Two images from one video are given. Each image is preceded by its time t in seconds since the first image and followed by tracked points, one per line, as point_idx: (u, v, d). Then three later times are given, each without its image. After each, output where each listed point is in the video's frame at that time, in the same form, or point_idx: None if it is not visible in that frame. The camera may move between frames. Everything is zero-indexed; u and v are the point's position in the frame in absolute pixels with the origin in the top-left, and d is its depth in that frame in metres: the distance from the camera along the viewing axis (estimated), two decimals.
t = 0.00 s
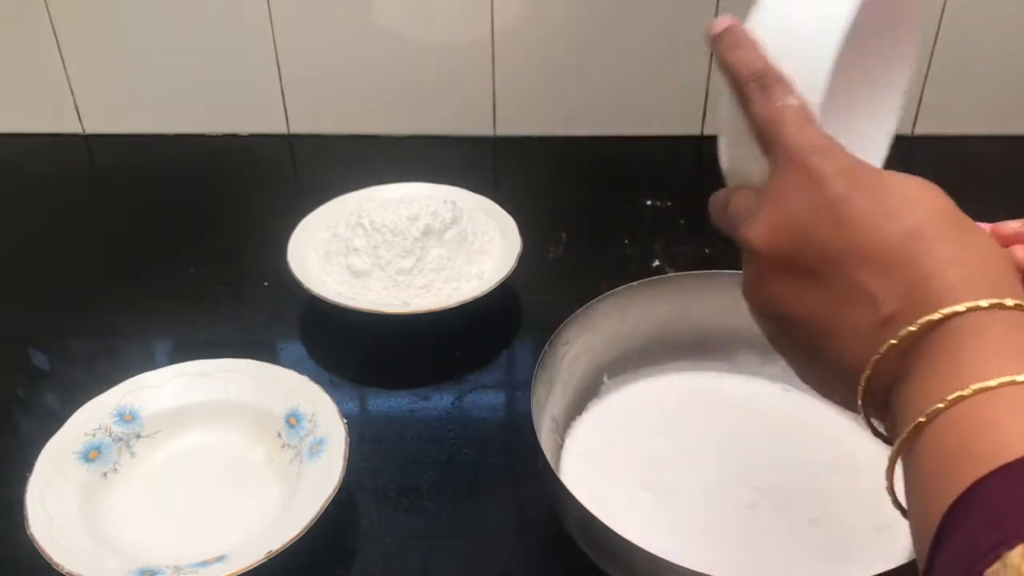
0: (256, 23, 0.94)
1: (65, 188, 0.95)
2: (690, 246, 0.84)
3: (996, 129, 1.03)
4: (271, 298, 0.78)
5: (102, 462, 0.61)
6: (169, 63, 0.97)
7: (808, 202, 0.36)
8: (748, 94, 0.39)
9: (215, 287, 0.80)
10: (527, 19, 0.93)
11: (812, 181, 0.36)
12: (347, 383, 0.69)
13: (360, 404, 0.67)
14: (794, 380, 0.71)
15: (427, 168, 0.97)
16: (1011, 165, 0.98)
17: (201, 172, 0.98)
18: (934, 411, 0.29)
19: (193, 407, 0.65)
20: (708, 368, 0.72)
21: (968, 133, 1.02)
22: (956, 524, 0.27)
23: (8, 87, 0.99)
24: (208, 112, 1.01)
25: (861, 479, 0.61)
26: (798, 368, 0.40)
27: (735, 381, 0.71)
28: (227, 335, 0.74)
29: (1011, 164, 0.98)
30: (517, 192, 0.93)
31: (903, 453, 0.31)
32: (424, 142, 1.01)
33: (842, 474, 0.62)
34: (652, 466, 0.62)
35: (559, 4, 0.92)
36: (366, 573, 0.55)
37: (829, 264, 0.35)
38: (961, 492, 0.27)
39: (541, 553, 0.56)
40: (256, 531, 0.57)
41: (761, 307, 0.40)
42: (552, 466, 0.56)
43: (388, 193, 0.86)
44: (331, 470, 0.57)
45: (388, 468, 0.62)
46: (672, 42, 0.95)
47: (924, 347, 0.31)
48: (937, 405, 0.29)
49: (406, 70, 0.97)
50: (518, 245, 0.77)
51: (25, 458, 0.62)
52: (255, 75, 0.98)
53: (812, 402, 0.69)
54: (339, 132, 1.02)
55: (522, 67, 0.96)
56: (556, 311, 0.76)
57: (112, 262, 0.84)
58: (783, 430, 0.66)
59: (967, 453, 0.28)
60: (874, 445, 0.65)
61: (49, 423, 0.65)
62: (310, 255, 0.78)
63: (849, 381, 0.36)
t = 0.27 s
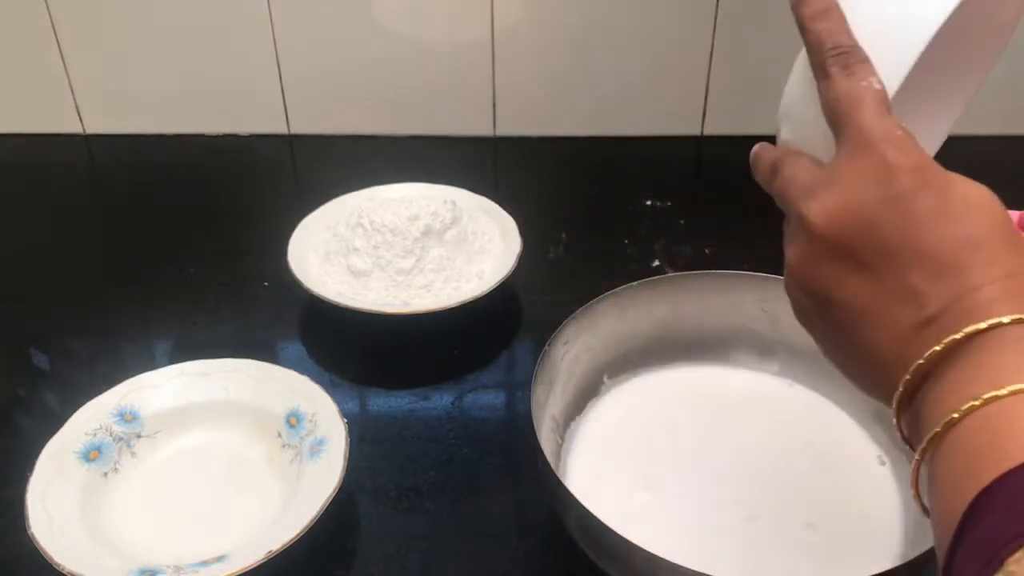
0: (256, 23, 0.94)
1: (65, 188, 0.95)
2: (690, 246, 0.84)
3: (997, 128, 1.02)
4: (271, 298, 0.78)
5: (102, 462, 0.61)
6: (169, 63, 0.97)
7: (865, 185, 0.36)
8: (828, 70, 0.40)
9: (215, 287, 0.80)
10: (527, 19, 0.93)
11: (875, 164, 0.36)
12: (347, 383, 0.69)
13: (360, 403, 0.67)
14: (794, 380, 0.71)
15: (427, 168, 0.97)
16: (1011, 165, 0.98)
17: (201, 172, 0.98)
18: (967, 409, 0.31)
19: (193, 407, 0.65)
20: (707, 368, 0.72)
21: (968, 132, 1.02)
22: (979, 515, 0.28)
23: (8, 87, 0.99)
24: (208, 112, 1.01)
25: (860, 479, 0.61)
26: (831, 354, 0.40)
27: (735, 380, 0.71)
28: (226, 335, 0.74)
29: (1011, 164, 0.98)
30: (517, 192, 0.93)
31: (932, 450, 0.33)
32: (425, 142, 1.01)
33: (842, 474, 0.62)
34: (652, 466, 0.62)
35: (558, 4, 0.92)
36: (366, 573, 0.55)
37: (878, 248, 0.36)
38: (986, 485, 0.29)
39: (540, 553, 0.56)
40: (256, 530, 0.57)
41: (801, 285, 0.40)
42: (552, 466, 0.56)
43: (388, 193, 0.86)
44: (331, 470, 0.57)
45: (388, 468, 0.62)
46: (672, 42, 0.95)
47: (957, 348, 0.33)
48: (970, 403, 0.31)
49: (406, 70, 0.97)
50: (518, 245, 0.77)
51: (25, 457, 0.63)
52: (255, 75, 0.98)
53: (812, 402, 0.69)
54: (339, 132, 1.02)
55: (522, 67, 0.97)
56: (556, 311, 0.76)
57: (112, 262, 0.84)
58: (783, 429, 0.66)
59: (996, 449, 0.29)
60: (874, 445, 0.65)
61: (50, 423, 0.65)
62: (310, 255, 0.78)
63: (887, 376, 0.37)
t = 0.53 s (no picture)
0: (256, 23, 0.94)
1: (66, 189, 0.95)
2: (689, 246, 0.84)
3: (998, 128, 1.02)
4: (271, 298, 0.78)
5: (102, 462, 0.61)
6: (169, 64, 0.97)
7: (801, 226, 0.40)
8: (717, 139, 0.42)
9: (215, 286, 0.80)
10: (527, 19, 0.93)
11: (797, 207, 0.40)
12: (347, 383, 0.69)
13: (360, 403, 0.67)
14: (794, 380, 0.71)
15: (427, 168, 0.97)
16: (1011, 165, 0.98)
17: (201, 172, 0.98)
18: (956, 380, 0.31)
19: (193, 407, 0.65)
20: (707, 368, 0.72)
21: (968, 133, 1.02)
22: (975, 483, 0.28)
23: (8, 87, 0.99)
24: (208, 113, 1.01)
25: (861, 479, 0.61)
26: (842, 365, 0.45)
27: (735, 380, 0.71)
28: (227, 335, 0.74)
29: (1011, 164, 0.98)
30: (517, 192, 0.93)
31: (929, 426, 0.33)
32: (425, 142, 1.01)
33: (843, 474, 0.62)
34: (652, 465, 0.62)
35: (558, 5, 0.92)
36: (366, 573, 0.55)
37: (830, 274, 0.40)
38: (976, 461, 0.29)
39: (540, 553, 0.56)
40: (256, 530, 0.57)
41: (792, 324, 0.45)
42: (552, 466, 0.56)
43: (388, 193, 0.86)
44: (331, 470, 0.57)
45: (388, 467, 0.62)
46: (672, 42, 0.95)
47: (932, 332, 0.35)
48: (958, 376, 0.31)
49: (406, 70, 0.97)
50: (518, 245, 0.77)
51: (25, 457, 0.63)
52: (256, 75, 0.98)
53: (812, 402, 0.69)
54: (339, 133, 1.02)
55: (521, 67, 0.97)
56: (555, 311, 0.76)
57: (112, 263, 0.84)
58: (783, 429, 0.66)
59: (995, 416, 0.29)
60: (875, 445, 0.65)
61: (50, 423, 0.65)
62: (310, 255, 0.78)
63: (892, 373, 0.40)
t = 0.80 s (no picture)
0: (256, 23, 0.94)
1: (66, 188, 0.95)
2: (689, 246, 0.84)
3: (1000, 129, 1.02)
4: (271, 298, 0.78)
5: (102, 462, 0.61)
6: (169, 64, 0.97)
7: (720, 324, 0.42)
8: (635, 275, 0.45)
9: (215, 286, 0.80)
10: (527, 19, 0.93)
11: (706, 312, 0.43)
12: (347, 383, 0.69)
13: (360, 403, 0.67)
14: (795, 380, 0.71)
15: (427, 168, 0.97)
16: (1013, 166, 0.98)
17: (201, 172, 0.98)
18: (907, 375, 0.34)
19: (193, 407, 0.65)
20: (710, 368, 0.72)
21: (971, 133, 1.02)
22: (930, 483, 0.31)
23: (8, 87, 0.99)
24: (208, 112, 1.01)
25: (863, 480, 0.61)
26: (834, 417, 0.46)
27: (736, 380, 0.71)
28: (227, 335, 0.74)
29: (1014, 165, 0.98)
30: (517, 192, 0.93)
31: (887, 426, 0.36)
32: (425, 142, 1.01)
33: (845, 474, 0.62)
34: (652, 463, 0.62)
35: (558, 5, 0.92)
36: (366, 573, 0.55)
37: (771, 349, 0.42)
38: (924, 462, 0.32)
39: (540, 553, 0.56)
40: (256, 530, 0.57)
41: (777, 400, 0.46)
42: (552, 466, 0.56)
43: (388, 193, 0.86)
44: (331, 470, 0.57)
45: (388, 468, 0.62)
46: (672, 42, 0.95)
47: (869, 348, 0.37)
48: (910, 370, 0.33)
49: (406, 70, 0.97)
50: (518, 245, 0.77)
51: (25, 457, 0.63)
52: (256, 75, 0.98)
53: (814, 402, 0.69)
54: (339, 132, 1.02)
55: (522, 67, 0.96)
56: (556, 311, 0.76)
57: (112, 262, 0.84)
58: (784, 429, 0.66)
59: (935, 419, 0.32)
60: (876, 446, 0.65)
61: (50, 423, 0.65)
62: (310, 255, 0.78)
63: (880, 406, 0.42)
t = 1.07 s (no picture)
0: (256, 23, 0.94)
1: (66, 189, 0.95)
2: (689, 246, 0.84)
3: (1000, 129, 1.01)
4: (271, 298, 0.78)
5: (102, 462, 0.61)
6: (169, 64, 0.97)
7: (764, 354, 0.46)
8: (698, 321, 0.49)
9: (215, 286, 0.80)
10: (527, 18, 0.93)
11: (756, 346, 0.47)
12: (347, 383, 0.69)
13: (360, 403, 0.67)
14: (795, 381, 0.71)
15: (427, 168, 0.97)
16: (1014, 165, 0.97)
17: (202, 172, 0.98)
18: (935, 386, 0.36)
19: (193, 407, 0.65)
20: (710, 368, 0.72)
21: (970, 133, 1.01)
22: (954, 490, 0.33)
23: (8, 87, 0.99)
24: (208, 112, 1.01)
25: (863, 481, 0.61)
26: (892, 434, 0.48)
27: (736, 380, 0.71)
28: (227, 335, 0.74)
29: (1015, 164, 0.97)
30: (517, 192, 0.93)
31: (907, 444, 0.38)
32: (425, 142, 1.01)
33: (845, 476, 0.61)
34: (653, 463, 0.62)
35: (558, 5, 0.92)
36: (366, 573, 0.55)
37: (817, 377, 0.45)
38: (947, 473, 0.34)
39: (540, 553, 0.56)
40: (256, 530, 0.57)
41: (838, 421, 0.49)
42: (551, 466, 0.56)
43: (388, 193, 0.86)
44: (331, 470, 0.57)
45: (388, 467, 0.62)
46: (672, 42, 0.95)
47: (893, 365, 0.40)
48: (937, 381, 0.36)
49: (405, 70, 0.97)
50: (518, 245, 0.77)
51: (25, 457, 0.63)
52: (256, 74, 0.98)
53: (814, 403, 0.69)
54: (338, 133, 1.02)
55: (521, 67, 0.96)
56: (555, 311, 0.76)
57: (112, 262, 0.84)
58: (785, 429, 0.66)
59: (956, 432, 0.34)
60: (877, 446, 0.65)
61: (49, 423, 0.65)
62: (310, 255, 0.78)
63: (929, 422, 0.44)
